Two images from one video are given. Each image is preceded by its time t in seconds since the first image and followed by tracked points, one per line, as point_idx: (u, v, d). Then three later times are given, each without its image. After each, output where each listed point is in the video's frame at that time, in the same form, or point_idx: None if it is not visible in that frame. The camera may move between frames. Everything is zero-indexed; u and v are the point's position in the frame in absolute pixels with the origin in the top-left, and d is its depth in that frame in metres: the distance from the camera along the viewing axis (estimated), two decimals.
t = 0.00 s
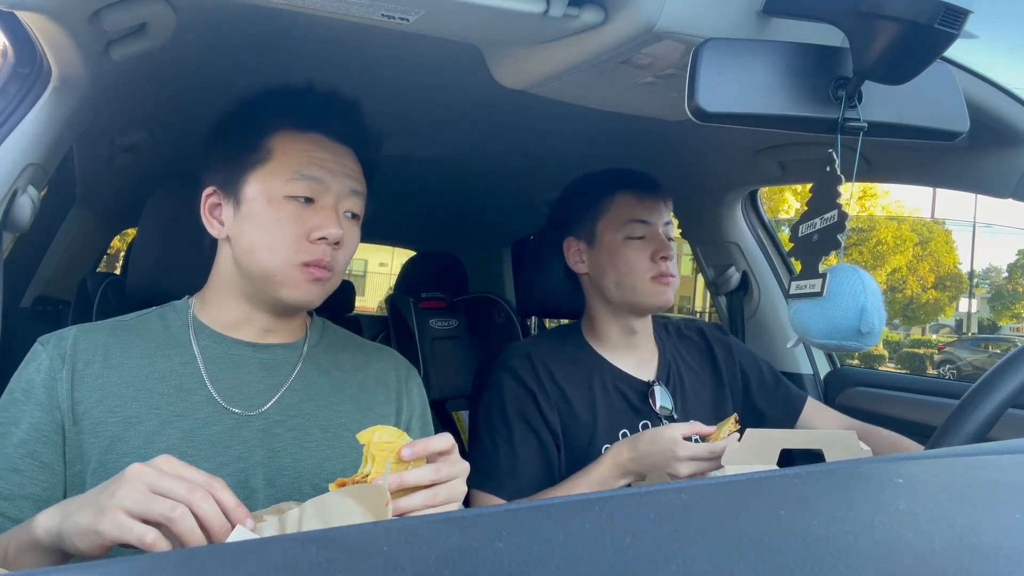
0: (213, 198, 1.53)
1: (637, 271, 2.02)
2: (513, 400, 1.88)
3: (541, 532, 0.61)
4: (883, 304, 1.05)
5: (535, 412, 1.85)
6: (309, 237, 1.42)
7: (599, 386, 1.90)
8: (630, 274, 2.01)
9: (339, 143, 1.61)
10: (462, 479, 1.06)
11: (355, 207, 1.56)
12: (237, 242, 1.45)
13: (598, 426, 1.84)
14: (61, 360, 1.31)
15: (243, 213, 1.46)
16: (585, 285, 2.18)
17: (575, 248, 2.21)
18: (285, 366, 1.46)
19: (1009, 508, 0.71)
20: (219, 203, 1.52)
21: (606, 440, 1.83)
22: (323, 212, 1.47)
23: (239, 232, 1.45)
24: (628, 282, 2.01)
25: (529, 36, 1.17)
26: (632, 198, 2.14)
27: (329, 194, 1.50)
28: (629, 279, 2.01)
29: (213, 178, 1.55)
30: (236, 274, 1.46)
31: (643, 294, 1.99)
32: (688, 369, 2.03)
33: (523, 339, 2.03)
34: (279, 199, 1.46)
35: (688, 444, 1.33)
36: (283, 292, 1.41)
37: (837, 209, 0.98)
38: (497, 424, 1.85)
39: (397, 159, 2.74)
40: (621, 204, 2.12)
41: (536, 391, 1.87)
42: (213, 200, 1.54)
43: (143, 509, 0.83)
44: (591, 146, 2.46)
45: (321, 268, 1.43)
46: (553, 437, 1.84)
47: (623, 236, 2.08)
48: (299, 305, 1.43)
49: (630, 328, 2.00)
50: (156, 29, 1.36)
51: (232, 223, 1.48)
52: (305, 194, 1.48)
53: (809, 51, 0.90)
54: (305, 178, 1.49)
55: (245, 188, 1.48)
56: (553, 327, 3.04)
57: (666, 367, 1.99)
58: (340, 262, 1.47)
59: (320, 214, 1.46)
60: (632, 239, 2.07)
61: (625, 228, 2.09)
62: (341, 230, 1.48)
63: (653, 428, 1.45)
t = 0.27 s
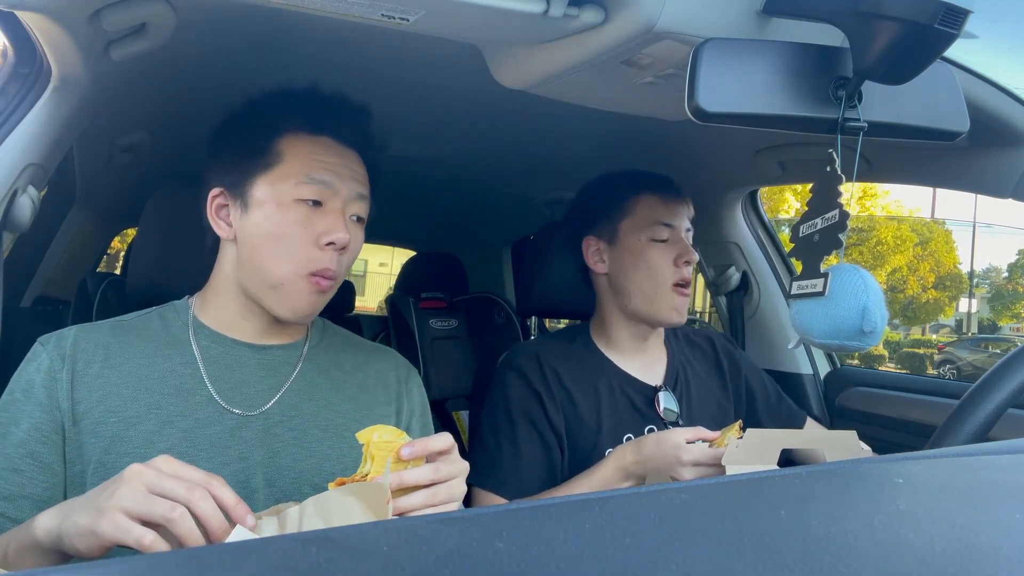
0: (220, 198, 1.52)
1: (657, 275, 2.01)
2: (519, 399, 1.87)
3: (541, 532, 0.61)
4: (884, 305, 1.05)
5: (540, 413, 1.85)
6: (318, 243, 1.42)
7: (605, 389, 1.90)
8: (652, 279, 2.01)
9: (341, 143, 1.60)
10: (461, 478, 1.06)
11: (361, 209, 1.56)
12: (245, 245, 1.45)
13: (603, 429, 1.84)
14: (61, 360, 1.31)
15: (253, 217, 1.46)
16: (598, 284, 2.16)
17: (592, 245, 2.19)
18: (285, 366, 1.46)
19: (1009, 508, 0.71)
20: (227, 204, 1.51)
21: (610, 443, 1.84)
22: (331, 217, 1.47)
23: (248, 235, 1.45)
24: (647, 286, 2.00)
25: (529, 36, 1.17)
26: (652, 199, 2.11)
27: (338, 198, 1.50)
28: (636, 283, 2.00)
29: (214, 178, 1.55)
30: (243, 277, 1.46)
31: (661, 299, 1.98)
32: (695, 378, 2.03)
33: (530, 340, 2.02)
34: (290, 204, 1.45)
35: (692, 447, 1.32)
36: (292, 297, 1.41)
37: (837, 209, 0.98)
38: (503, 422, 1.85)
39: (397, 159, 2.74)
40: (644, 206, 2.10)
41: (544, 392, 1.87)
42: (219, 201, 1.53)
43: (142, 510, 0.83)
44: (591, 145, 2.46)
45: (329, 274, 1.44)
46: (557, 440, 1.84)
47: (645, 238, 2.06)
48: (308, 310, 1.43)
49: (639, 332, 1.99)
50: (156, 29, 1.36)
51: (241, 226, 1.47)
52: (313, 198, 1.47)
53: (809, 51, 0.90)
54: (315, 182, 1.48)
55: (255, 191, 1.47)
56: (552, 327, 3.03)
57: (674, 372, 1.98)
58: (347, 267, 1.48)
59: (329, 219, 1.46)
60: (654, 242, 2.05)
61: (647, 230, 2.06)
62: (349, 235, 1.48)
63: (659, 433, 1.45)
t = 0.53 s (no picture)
0: (224, 199, 1.51)
1: (650, 275, 1.97)
2: (524, 399, 1.88)
3: (541, 532, 0.61)
4: (883, 304, 1.04)
5: (543, 413, 1.85)
6: (323, 245, 1.42)
7: (609, 391, 1.88)
8: (643, 279, 1.97)
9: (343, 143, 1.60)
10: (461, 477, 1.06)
11: (367, 212, 1.55)
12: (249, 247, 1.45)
13: (605, 430, 1.83)
14: (61, 360, 1.31)
15: (258, 218, 1.45)
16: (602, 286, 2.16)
17: (596, 249, 2.19)
18: (286, 366, 1.46)
19: (1009, 508, 0.71)
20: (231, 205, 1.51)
21: (611, 445, 1.83)
22: (337, 220, 1.47)
23: (252, 237, 1.45)
24: (641, 287, 1.96)
25: (529, 36, 1.17)
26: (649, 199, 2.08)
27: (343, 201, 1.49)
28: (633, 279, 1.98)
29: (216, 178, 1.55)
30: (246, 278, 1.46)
31: (654, 299, 1.94)
32: (702, 384, 2.01)
33: (533, 340, 2.03)
34: (296, 206, 1.45)
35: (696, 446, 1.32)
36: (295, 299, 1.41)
37: (837, 209, 0.98)
38: (507, 423, 1.86)
39: (396, 159, 2.74)
40: (640, 206, 2.07)
41: (547, 392, 1.87)
42: (223, 201, 1.52)
43: (139, 513, 0.83)
44: (591, 145, 2.46)
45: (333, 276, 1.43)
46: (560, 440, 1.84)
47: (640, 239, 2.03)
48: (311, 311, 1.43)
49: (638, 330, 1.98)
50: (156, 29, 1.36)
51: (244, 227, 1.47)
52: (319, 200, 1.47)
53: (808, 51, 0.90)
54: (321, 185, 1.48)
55: (260, 193, 1.47)
56: (552, 327, 3.03)
57: (681, 377, 1.96)
58: (351, 269, 1.48)
59: (334, 221, 1.46)
60: (648, 242, 2.02)
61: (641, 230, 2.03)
62: (354, 238, 1.47)
63: (662, 435, 1.44)
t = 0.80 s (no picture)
0: (234, 202, 1.50)
1: (641, 281, 1.97)
2: (522, 401, 1.88)
3: (541, 532, 0.61)
4: (883, 305, 1.04)
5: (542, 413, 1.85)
6: (340, 250, 1.43)
7: (607, 390, 1.89)
8: (635, 284, 1.96)
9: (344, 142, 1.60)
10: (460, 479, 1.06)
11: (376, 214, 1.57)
12: (264, 252, 1.44)
13: (604, 430, 1.83)
14: (61, 360, 1.31)
15: (274, 222, 1.45)
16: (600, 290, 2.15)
17: (591, 253, 2.19)
18: (285, 365, 1.46)
19: (1009, 508, 0.71)
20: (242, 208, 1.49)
21: (610, 444, 1.83)
22: (351, 223, 1.48)
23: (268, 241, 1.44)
24: (635, 293, 1.95)
25: (529, 36, 1.17)
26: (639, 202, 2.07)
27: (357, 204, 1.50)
28: (629, 282, 1.98)
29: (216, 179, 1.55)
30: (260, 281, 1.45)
31: (648, 304, 1.93)
32: (698, 385, 2.00)
33: (533, 340, 2.03)
34: (313, 210, 1.45)
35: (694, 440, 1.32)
36: (312, 304, 1.41)
37: (837, 209, 0.98)
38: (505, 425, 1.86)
39: (396, 159, 2.74)
40: (631, 211, 2.06)
41: (546, 393, 1.87)
42: (234, 203, 1.50)
43: (132, 514, 0.83)
44: (591, 146, 2.46)
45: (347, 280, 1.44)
46: (560, 440, 1.84)
47: (630, 244, 2.02)
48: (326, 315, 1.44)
49: (637, 332, 1.97)
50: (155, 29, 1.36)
51: (259, 232, 1.46)
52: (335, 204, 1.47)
53: (808, 50, 0.90)
54: (337, 189, 1.48)
55: (276, 197, 1.46)
56: (552, 327, 3.03)
57: (677, 377, 1.96)
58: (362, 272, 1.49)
59: (349, 225, 1.47)
60: (639, 247, 2.01)
61: (632, 236, 2.03)
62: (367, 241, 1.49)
63: (657, 428, 1.44)
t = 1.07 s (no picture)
0: (264, 212, 1.48)
1: (639, 283, 1.96)
2: (522, 401, 1.87)
3: (542, 532, 0.61)
4: (884, 305, 1.04)
5: (541, 412, 1.85)
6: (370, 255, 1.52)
7: (607, 389, 1.89)
8: (635, 287, 1.95)
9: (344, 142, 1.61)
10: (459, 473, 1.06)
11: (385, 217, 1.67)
12: (300, 260, 1.47)
13: (604, 430, 1.83)
14: (60, 359, 1.31)
15: (310, 232, 1.48)
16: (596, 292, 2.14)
17: (586, 256, 2.18)
18: (285, 365, 1.46)
19: (1009, 508, 0.71)
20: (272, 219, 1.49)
21: (610, 443, 1.83)
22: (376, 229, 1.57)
23: (307, 250, 1.47)
24: (635, 295, 1.95)
25: (529, 36, 1.17)
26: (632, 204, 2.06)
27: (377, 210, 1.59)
28: (628, 285, 1.97)
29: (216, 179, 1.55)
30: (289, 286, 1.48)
31: (649, 307, 1.93)
32: (697, 385, 2.00)
33: (533, 340, 2.03)
34: (347, 219, 1.51)
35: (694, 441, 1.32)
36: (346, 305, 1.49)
37: (837, 209, 0.99)
38: (504, 424, 1.86)
39: (396, 159, 2.74)
40: (624, 213, 2.05)
41: (546, 393, 1.87)
42: (264, 214, 1.49)
43: (132, 515, 0.83)
44: (591, 146, 2.46)
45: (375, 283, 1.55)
46: (560, 440, 1.84)
47: (625, 247, 2.02)
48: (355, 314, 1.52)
49: (638, 334, 1.98)
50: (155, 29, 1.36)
51: (294, 241, 1.48)
52: (364, 212, 1.55)
53: (809, 50, 0.90)
54: (365, 197, 1.55)
55: (312, 207, 1.49)
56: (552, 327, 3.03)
57: (676, 376, 1.96)
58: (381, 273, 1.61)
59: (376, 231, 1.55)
60: (635, 250, 2.00)
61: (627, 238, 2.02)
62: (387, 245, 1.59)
63: (658, 429, 1.44)
